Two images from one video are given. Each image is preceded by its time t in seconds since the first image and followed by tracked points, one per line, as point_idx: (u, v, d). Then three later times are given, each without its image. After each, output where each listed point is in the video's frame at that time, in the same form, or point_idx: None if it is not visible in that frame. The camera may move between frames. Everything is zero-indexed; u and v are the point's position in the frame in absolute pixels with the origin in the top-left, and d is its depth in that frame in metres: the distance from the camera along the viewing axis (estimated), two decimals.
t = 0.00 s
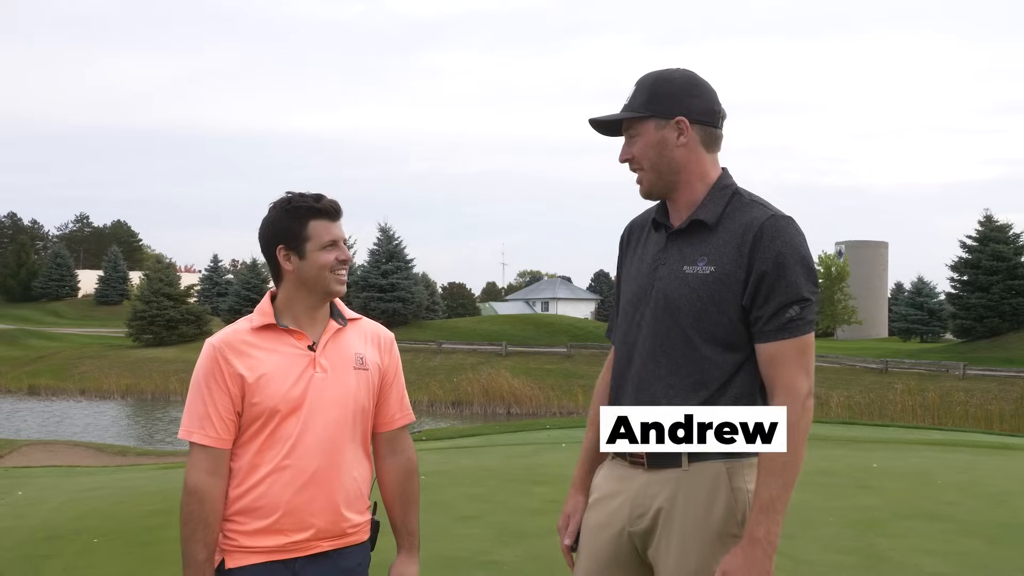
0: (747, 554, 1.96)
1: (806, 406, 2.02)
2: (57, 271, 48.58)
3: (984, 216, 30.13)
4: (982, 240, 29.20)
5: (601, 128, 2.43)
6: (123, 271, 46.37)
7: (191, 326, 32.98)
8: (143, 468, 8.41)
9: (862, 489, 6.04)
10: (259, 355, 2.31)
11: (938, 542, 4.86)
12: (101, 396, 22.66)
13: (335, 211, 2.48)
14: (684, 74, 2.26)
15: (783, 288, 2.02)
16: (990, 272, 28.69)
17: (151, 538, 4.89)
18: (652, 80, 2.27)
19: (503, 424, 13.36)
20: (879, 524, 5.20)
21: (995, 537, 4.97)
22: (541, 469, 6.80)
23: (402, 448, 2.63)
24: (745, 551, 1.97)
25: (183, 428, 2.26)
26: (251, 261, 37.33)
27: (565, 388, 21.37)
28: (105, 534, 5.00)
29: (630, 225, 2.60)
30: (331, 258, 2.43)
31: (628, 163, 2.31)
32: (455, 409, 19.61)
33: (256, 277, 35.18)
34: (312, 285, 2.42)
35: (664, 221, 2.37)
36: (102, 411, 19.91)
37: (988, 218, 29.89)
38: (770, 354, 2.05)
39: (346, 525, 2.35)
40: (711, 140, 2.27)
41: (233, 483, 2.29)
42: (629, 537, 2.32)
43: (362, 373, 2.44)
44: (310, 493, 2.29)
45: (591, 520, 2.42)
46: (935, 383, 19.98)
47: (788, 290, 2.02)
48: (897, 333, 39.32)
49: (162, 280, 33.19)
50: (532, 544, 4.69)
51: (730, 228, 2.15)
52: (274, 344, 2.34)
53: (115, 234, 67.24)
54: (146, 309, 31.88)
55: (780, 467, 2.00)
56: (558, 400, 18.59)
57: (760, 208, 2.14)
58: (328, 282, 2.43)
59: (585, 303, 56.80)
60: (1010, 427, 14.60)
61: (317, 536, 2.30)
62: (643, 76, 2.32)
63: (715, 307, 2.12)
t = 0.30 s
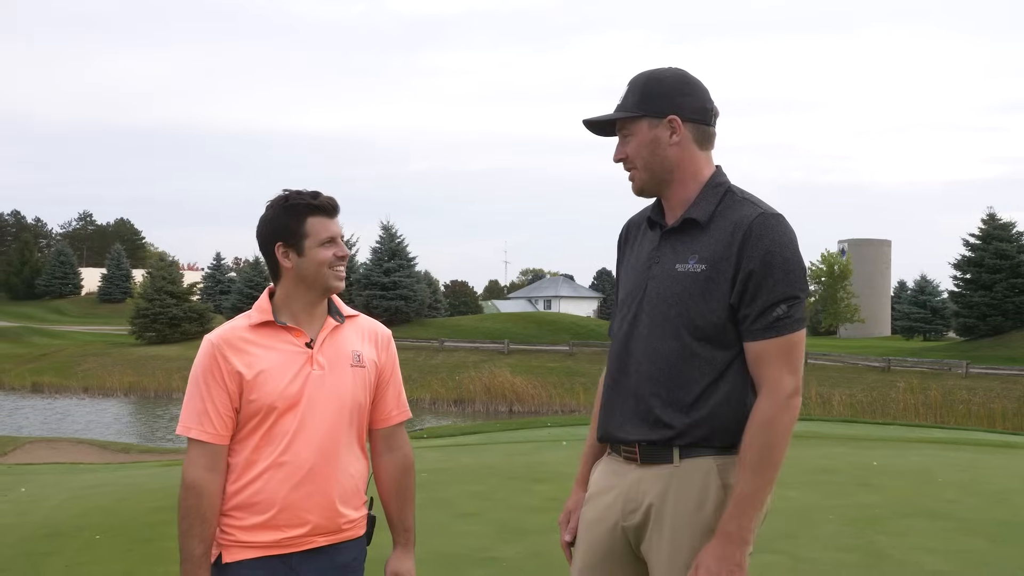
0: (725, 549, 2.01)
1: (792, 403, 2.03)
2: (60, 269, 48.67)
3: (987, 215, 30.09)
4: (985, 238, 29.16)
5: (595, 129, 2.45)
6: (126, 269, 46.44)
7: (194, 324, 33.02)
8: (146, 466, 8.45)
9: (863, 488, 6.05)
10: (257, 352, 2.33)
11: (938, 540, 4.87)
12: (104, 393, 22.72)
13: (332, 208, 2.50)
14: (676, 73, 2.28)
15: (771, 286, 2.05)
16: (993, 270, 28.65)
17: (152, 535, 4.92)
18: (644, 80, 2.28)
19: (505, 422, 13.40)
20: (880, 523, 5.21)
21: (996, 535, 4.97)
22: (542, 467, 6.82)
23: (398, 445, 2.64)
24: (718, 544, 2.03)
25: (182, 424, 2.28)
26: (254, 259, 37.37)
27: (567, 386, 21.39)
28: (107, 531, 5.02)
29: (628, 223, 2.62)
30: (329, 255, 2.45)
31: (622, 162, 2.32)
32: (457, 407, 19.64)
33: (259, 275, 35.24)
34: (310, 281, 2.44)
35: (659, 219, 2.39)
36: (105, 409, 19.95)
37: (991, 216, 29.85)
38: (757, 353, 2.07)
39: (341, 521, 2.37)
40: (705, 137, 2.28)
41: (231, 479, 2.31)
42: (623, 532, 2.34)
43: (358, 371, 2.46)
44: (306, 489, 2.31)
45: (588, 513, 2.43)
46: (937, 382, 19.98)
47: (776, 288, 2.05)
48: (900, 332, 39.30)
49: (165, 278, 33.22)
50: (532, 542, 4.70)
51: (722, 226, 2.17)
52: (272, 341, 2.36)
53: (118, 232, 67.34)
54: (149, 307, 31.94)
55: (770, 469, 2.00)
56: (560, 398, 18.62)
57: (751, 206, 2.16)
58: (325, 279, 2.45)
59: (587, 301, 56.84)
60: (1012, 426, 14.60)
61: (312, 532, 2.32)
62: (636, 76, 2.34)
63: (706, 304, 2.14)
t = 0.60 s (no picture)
0: (722, 542, 2.03)
1: (789, 399, 2.05)
2: (66, 265, 48.81)
3: (993, 212, 29.99)
4: (991, 236, 29.06)
5: (598, 124, 2.44)
6: (131, 266, 46.53)
7: (199, 321, 33.09)
8: (151, 460, 8.48)
9: (866, 485, 6.05)
10: (259, 347, 2.35)
11: (940, 536, 4.88)
12: (110, 389, 22.81)
13: (335, 204, 2.51)
14: (681, 70, 2.28)
15: (770, 281, 2.06)
16: (999, 267, 28.56)
17: (157, 529, 4.94)
18: (650, 76, 2.28)
19: (509, 419, 13.42)
20: (882, 519, 5.22)
21: (998, 532, 4.98)
22: (545, 463, 6.84)
23: (400, 439, 2.66)
24: (715, 537, 2.05)
25: (184, 418, 2.30)
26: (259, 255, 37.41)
27: (571, 382, 21.41)
28: (112, 525, 5.05)
29: (629, 219, 2.63)
30: (331, 250, 2.46)
31: (627, 158, 2.32)
32: (461, 403, 19.68)
33: (264, 271, 35.29)
34: (311, 277, 2.45)
35: (661, 215, 2.40)
36: (110, 404, 20.03)
37: (997, 214, 29.75)
38: (757, 346, 2.08)
39: (343, 515, 2.39)
40: (709, 133, 2.30)
41: (234, 471, 2.33)
42: (623, 525, 2.35)
43: (359, 365, 2.47)
44: (307, 483, 2.33)
45: (589, 507, 2.44)
46: (942, 379, 19.95)
47: (776, 283, 2.06)
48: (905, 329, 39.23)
49: (170, 275, 33.28)
50: (535, 537, 4.72)
51: (721, 220, 2.18)
52: (274, 336, 2.38)
53: (123, 228, 67.49)
54: (154, 303, 32.02)
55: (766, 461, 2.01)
56: (564, 395, 18.66)
57: (751, 200, 2.17)
58: (327, 274, 2.46)
59: (591, 298, 56.83)
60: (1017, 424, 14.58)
61: (314, 525, 2.34)
62: (640, 72, 2.34)
63: (706, 297, 2.15)
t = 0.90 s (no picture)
0: (751, 519, 1.95)
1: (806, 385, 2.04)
2: (80, 261, 49.14)
3: (1008, 205, 29.73)
4: (1006, 229, 28.81)
5: (610, 117, 2.43)
6: (144, 260, 46.77)
7: (212, 315, 33.24)
8: (165, 454, 8.54)
9: (878, 479, 6.03)
10: (272, 341, 2.36)
11: (953, 530, 4.85)
12: (124, 383, 22.98)
13: (349, 198, 2.52)
14: (695, 64, 2.27)
15: (786, 268, 2.06)
16: (1014, 260, 28.32)
17: (170, 523, 4.97)
18: (663, 69, 2.27)
19: (520, 413, 13.44)
20: (896, 513, 5.19)
21: (1012, 526, 4.94)
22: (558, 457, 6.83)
23: (413, 433, 2.66)
24: (743, 514, 1.96)
25: (199, 412, 2.31)
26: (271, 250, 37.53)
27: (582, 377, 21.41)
28: (127, 519, 5.08)
29: (638, 214, 2.63)
30: (345, 245, 2.47)
31: (639, 150, 2.31)
32: (473, 398, 19.73)
33: (276, 266, 35.41)
34: (325, 271, 2.46)
35: (672, 208, 2.39)
36: (125, 398, 20.18)
37: (1012, 207, 29.49)
38: (772, 335, 2.08)
39: (356, 508, 2.40)
40: (721, 128, 2.30)
41: (248, 465, 2.34)
42: (636, 517, 2.35)
43: (373, 359, 2.48)
44: (322, 476, 2.34)
45: (600, 499, 2.45)
46: (956, 373, 19.83)
47: (794, 270, 2.06)
48: (919, 323, 38.98)
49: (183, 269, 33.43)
50: (547, 531, 4.72)
51: (735, 211, 2.18)
52: (287, 330, 2.39)
53: (136, 224, 67.83)
54: (167, 298, 32.19)
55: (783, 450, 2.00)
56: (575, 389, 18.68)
57: (763, 192, 2.18)
58: (342, 269, 2.47)
59: (603, 292, 56.76)
60: None
61: (328, 519, 2.35)
62: (653, 65, 2.33)
63: (721, 288, 2.15)
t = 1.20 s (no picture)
0: (744, 525, 2.03)
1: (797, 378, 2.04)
2: (83, 251, 49.19)
3: (1012, 197, 29.63)
4: (1009, 221, 28.73)
5: (606, 112, 2.44)
6: (147, 251, 46.79)
7: (215, 306, 33.26)
8: (168, 445, 8.55)
9: (882, 470, 6.03)
10: (277, 331, 2.35)
11: (956, 522, 4.85)
12: (127, 374, 23.05)
13: (353, 188, 2.51)
14: (689, 58, 2.27)
15: (777, 262, 2.05)
16: (1018, 253, 28.23)
17: (175, 513, 4.98)
18: (657, 64, 2.27)
19: (523, 404, 13.46)
20: (899, 505, 5.19)
21: (1014, 517, 4.94)
22: (561, 448, 6.84)
23: (418, 424, 2.67)
24: (736, 520, 2.06)
25: (204, 402, 2.31)
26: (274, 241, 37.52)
27: (585, 368, 21.40)
28: (132, 508, 5.10)
29: (635, 207, 2.61)
30: (350, 235, 2.47)
31: (634, 145, 2.32)
32: (476, 389, 19.75)
33: (279, 257, 35.42)
34: (332, 261, 2.46)
35: (667, 201, 2.38)
36: (128, 389, 20.21)
37: (1016, 199, 29.39)
38: (766, 329, 2.07)
39: (362, 498, 2.40)
40: (715, 121, 2.29)
41: (253, 455, 2.35)
42: (634, 507, 2.34)
43: (378, 349, 2.48)
44: (326, 466, 2.34)
45: (596, 486, 2.44)
46: (959, 365, 19.80)
47: (784, 264, 2.05)
48: (922, 315, 38.92)
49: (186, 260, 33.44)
50: (550, 522, 4.72)
51: (728, 205, 2.18)
52: (292, 320, 2.39)
53: (139, 215, 67.80)
54: (170, 289, 32.22)
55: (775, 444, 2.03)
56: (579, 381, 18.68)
57: (757, 185, 2.17)
58: (348, 258, 2.47)
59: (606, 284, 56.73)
60: None
61: (333, 508, 2.35)
62: (648, 60, 2.33)
63: (714, 281, 2.14)
